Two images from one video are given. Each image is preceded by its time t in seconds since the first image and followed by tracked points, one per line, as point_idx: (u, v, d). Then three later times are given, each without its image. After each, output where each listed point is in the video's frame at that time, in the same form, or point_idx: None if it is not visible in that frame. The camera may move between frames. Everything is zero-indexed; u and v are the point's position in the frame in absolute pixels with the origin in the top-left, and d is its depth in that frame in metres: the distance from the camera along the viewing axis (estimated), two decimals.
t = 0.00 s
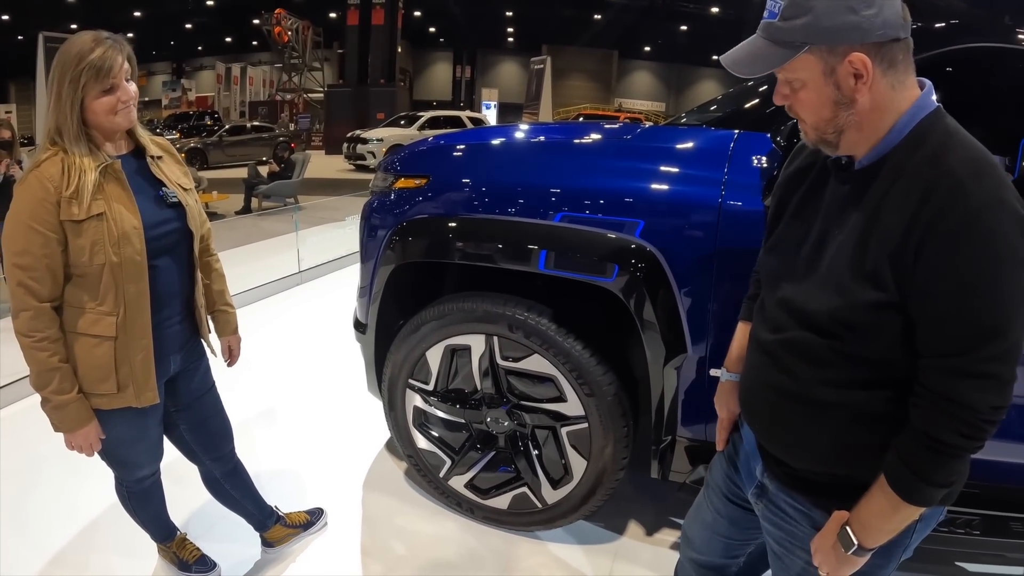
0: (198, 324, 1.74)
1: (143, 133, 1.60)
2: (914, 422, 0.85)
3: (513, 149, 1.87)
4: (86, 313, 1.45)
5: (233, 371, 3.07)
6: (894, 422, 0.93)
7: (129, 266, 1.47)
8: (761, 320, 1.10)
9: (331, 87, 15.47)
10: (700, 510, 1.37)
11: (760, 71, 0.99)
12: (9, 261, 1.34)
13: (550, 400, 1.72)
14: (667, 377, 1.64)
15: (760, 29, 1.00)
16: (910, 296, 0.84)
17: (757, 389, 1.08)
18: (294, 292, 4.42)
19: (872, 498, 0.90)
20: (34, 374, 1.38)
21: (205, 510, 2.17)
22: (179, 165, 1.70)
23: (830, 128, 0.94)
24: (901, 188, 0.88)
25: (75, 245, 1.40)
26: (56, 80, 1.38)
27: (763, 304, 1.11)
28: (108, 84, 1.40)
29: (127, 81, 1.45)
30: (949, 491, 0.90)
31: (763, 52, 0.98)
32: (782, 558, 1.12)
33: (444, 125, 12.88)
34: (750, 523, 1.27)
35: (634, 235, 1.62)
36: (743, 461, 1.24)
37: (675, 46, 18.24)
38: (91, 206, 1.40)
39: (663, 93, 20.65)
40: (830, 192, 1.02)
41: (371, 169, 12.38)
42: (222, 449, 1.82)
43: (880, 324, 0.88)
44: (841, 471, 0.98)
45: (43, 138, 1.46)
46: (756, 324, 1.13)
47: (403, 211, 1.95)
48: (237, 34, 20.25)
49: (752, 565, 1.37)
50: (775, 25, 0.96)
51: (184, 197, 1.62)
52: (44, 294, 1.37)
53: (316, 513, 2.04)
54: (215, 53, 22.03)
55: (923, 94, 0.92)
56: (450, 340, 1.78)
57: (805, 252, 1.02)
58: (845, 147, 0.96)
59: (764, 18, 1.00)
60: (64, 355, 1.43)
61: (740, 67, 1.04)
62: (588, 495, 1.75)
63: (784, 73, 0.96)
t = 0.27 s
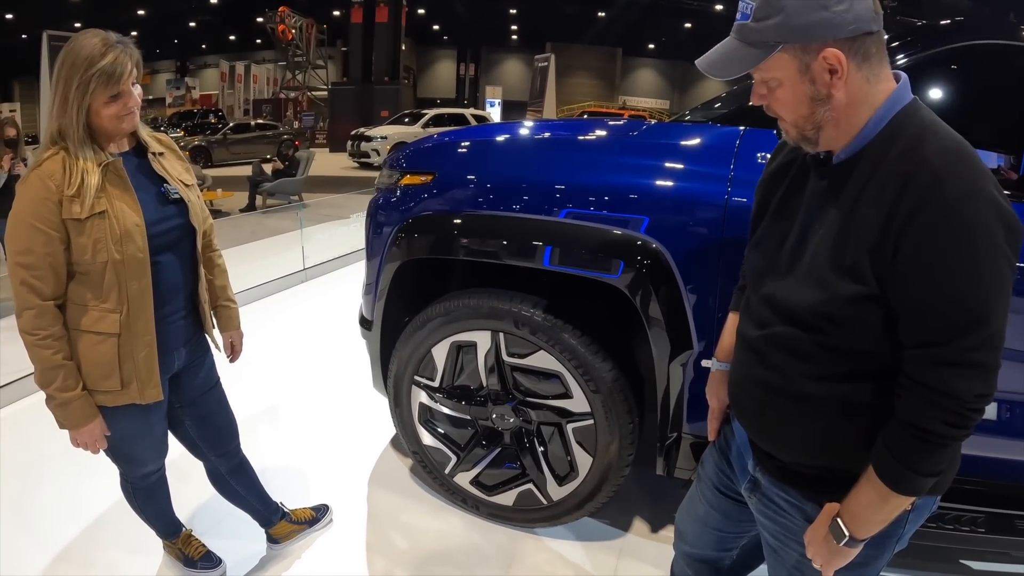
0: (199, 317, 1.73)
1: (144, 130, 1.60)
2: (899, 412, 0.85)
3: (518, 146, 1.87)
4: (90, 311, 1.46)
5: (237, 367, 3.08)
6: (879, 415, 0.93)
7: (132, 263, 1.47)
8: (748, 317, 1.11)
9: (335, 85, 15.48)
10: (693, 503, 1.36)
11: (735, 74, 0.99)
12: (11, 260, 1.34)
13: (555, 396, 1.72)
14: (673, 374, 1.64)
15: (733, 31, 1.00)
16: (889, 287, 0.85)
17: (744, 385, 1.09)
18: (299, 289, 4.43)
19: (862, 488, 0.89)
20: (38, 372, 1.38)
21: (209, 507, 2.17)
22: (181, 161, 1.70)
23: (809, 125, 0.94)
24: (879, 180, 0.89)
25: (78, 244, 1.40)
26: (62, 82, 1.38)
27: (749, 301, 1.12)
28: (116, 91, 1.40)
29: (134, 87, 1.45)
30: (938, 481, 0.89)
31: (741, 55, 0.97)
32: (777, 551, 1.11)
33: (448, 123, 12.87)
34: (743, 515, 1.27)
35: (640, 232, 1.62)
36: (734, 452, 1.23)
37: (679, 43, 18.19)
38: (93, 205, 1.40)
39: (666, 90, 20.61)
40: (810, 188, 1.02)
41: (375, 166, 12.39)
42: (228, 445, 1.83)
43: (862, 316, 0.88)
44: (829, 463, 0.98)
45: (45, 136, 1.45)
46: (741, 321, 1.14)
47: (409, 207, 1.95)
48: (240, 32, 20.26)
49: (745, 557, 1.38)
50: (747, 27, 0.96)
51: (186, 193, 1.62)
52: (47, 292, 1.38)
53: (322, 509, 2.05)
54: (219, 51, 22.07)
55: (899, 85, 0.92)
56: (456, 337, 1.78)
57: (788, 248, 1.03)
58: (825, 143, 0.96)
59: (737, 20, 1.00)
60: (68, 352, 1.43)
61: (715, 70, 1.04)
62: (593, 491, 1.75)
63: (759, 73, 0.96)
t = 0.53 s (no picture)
0: (204, 310, 1.73)
1: (149, 125, 1.60)
2: (883, 399, 0.85)
3: (523, 139, 1.87)
4: (91, 305, 1.47)
5: (243, 361, 3.09)
6: (865, 402, 0.93)
7: (132, 258, 1.47)
8: (733, 308, 1.11)
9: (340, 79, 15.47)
10: (684, 493, 1.36)
11: (715, 70, 1.00)
12: (14, 254, 1.35)
13: (561, 389, 1.72)
14: (680, 366, 1.63)
15: (711, 27, 1.01)
16: (870, 275, 0.85)
17: (729, 375, 1.09)
18: (306, 283, 4.44)
19: (849, 475, 0.90)
20: (39, 364, 1.40)
21: (214, 499, 2.19)
22: (187, 156, 1.70)
23: (788, 117, 0.96)
24: (858, 169, 0.89)
25: (79, 239, 1.41)
26: (64, 79, 1.38)
27: (735, 293, 1.12)
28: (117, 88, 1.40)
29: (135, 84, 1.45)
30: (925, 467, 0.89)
31: (717, 52, 0.99)
32: (771, 539, 1.11)
33: (454, 117, 12.85)
34: (734, 504, 1.28)
35: (646, 224, 1.61)
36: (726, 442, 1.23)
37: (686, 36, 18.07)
38: (94, 200, 1.40)
39: (672, 84, 20.51)
40: (793, 179, 1.03)
41: (380, 161, 12.39)
42: (234, 438, 1.84)
43: (843, 305, 0.89)
44: (817, 450, 0.98)
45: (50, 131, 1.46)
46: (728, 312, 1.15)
47: (415, 200, 1.95)
48: (245, 26, 20.26)
49: (737, 545, 1.39)
50: (723, 24, 0.97)
51: (189, 187, 1.62)
52: (48, 286, 1.39)
53: (328, 501, 2.06)
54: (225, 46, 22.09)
55: (878, 75, 0.93)
56: (462, 330, 1.78)
57: (771, 240, 1.04)
58: (806, 133, 0.97)
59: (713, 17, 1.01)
60: (68, 345, 1.45)
61: (696, 66, 1.05)
62: (598, 484, 1.76)
63: (738, 68, 0.97)
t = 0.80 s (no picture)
0: (202, 307, 1.73)
1: (149, 122, 1.60)
2: (869, 393, 0.85)
3: (525, 137, 1.87)
4: (86, 300, 1.47)
5: (243, 358, 3.10)
6: (851, 397, 0.94)
7: (127, 254, 1.47)
8: (719, 306, 1.11)
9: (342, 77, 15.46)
10: (675, 489, 1.36)
11: (701, 75, 0.99)
12: (11, 249, 1.35)
13: (561, 387, 1.72)
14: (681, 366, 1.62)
15: (694, 32, 1.00)
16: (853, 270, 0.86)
17: (718, 371, 1.10)
18: (306, 281, 4.45)
19: (837, 469, 0.89)
20: (33, 358, 1.41)
21: (213, 496, 2.19)
22: (188, 154, 1.69)
23: (773, 119, 0.95)
24: (842, 166, 0.89)
25: (74, 234, 1.41)
26: (64, 76, 1.38)
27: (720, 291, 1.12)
28: (116, 85, 1.40)
29: (135, 81, 1.45)
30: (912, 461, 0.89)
31: (701, 56, 0.98)
32: (761, 535, 1.11)
33: (455, 115, 12.84)
34: (724, 499, 1.28)
35: (647, 223, 1.61)
36: (717, 438, 1.23)
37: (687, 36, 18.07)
38: (90, 197, 1.40)
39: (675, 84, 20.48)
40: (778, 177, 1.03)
41: (382, 159, 12.38)
42: (232, 435, 1.84)
43: (827, 300, 0.89)
44: (805, 445, 0.98)
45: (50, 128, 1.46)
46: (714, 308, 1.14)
47: (416, 198, 1.95)
48: (247, 24, 20.25)
49: (729, 541, 1.39)
50: (707, 28, 0.96)
51: (187, 185, 1.61)
52: (44, 280, 1.39)
53: (328, 498, 2.06)
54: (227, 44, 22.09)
55: (861, 72, 0.93)
56: (463, 327, 1.78)
57: (756, 237, 1.04)
58: (791, 135, 0.97)
59: (696, 21, 1.00)
60: (63, 339, 1.45)
61: (682, 71, 1.04)
62: (598, 482, 1.75)
63: (723, 71, 0.97)
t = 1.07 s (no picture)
0: (202, 310, 1.74)
1: (149, 125, 1.61)
2: (868, 398, 0.85)
3: (525, 140, 1.87)
4: (86, 303, 1.47)
5: (244, 361, 3.10)
6: (850, 401, 0.94)
7: (126, 257, 1.47)
8: (718, 309, 1.11)
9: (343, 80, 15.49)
10: (672, 492, 1.36)
11: (706, 83, 0.98)
12: (11, 251, 1.36)
13: (562, 391, 1.72)
14: (682, 370, 1.61)
15: (697, 40, 0.99)
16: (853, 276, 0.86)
17: (716, 373, 1.10)
18: (307, 283, 4.46)
19: (835, 473, 0.90)
20: (32, 360, 1.41)
21: (213, 498, 2.19)
22: (188, 157, 1.70)
23: (781, 127, 0.95)
24: (843, 172, 0.89)
25: (74, 237, 1.42)
26: (64, 80, 1.38)
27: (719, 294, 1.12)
28: (116, 88, 1.40)
29: (135, 84, 1.45)
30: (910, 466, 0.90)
31: (707, 64, 0.97)
32: (758, 538, 1.11)
33: (456, 118, 12.86)
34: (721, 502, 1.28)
35: (647, 227, 1.62)
36: (715, 442, 1.23)
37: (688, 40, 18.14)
38: (90, 200, 1.41)
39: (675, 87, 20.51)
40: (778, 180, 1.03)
41: (383, 162, 12.40)
42: (232, 438, 1.84)
43: (826, 306, 0.89)
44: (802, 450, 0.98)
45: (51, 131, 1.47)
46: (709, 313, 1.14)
47: (417, 202, 1.96)
48: (248, 27, 20.30)
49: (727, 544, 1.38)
50: (713, 35, 0.95)
51: (187, 188, 1.61)
52: (43, 283, 1.40)
53: (329, 502, 2.06)
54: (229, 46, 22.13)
55: (864, 78, 0.94)
56: (464, 331, 1.79)
57: (755, 240, 1.04)
58: (796, 142, 0.97)
59: (699, 28, 0.98)
60: (62, 342, 1.46)
61: (686, 78, 1.02)
62: (598, 486, 1.76)
63: (730, 80, 0.96)
